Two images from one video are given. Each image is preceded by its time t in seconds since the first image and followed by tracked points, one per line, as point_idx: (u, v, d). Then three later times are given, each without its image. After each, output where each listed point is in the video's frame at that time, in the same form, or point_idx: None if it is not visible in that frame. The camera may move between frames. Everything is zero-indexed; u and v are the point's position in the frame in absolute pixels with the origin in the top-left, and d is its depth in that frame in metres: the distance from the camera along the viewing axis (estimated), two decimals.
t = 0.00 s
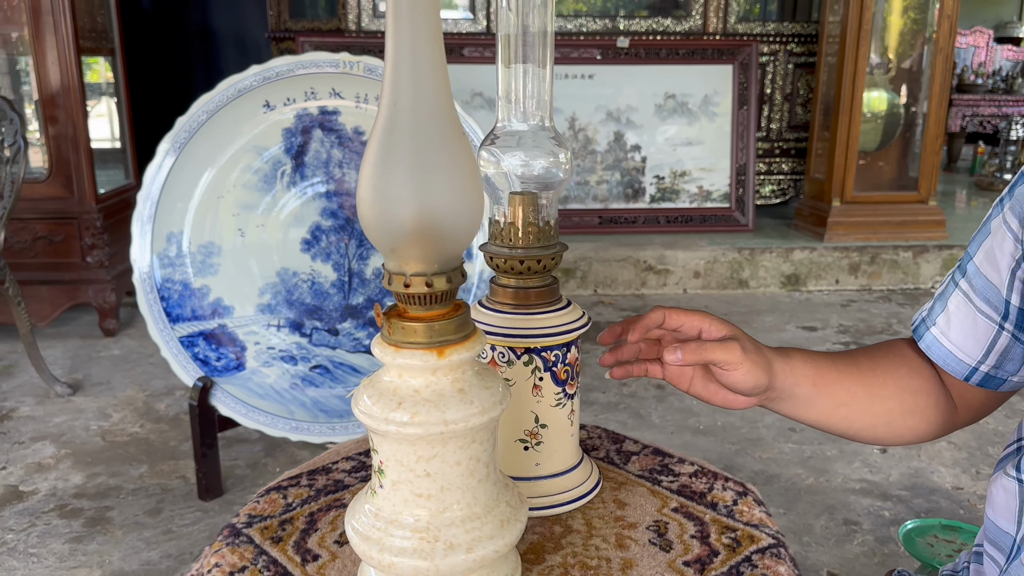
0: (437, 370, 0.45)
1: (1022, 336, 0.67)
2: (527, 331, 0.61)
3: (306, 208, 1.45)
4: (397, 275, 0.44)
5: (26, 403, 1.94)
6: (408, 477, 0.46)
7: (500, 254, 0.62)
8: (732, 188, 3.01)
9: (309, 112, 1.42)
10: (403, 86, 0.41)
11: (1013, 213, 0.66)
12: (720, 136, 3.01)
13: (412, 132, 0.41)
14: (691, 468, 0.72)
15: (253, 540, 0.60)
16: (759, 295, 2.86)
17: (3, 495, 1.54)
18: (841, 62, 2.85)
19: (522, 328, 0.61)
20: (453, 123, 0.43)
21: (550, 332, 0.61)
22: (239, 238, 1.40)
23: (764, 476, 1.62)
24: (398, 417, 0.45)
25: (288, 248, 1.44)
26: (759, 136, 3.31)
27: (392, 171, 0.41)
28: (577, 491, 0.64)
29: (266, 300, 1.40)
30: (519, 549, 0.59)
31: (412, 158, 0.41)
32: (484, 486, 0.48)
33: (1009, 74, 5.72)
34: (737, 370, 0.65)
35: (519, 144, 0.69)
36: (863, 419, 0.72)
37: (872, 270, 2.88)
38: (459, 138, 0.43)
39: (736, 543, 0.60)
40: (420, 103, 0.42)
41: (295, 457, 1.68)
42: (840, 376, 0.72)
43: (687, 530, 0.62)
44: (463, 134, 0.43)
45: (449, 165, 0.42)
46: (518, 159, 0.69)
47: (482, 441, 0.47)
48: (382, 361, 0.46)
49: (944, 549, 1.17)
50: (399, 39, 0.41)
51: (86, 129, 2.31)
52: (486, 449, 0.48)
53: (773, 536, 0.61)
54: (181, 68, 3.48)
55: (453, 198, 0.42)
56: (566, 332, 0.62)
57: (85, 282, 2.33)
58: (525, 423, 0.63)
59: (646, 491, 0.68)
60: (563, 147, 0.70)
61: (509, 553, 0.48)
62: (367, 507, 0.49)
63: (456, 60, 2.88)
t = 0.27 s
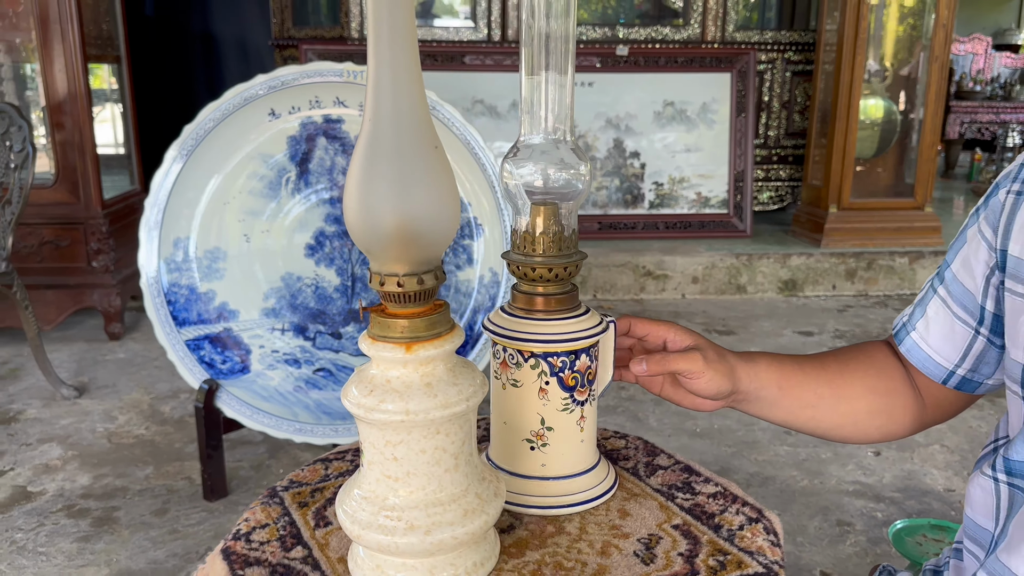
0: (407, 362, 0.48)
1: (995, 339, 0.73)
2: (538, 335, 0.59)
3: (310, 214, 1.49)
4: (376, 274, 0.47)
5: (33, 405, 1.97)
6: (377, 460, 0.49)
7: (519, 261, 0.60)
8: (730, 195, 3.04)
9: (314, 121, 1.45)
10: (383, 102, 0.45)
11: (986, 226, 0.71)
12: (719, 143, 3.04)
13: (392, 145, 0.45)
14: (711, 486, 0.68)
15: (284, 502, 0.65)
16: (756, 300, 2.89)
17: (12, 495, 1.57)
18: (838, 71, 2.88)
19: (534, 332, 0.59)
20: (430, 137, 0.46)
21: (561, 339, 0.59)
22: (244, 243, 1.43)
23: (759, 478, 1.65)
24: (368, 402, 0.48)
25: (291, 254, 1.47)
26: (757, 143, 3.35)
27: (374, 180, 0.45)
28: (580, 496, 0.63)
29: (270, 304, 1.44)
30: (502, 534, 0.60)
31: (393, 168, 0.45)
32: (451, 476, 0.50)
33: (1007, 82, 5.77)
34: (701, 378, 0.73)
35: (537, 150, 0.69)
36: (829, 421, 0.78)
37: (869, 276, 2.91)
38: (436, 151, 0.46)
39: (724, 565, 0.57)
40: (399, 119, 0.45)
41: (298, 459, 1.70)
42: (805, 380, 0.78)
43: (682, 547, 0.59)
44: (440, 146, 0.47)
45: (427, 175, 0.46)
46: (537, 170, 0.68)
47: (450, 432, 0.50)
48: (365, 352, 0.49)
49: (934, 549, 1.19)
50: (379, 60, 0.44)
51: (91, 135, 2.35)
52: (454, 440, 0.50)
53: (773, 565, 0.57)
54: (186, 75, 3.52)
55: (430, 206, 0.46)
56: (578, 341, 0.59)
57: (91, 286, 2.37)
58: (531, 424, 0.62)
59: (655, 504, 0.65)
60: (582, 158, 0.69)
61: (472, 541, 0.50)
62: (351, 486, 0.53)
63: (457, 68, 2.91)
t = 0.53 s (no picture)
0: (397, 350, 0.55)
1: (960, 340, 0.79)
2: (542, 336, 0.63)
3: (318, 220, 1.54)
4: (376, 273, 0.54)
5: (46, 405, 2.02)
6: (373, 437, 0.57)
7: (532, 266, 0.64)
8: (727, 202, 3.09)
9: (321, 130, 1.51)
10: (383, 122, 0.51)
11: (953, 234, 0.77)
12: (716, 151, 3.10)
13: (390, 159, 0.51)
14: (708, 489, 0.70)
15: (319, 472, 0.73)
16: (752, 305, 2.94)
17: (27, 492, 1.62)
18: (832, 81, 2.93)
19: (541, 333, 0.63)
20: (425, 150, 0.52)
21: (562, 339, 0.63)
22: (253, 247, 1.49)
23: (752, 477, 1.70)
24: (365, 383, 0.55)
25: (299, 258, 1.53)
26: (754, 151, 3.40)
27: (374, 188, 0.51)
28: (576, 488, 0.67)
29: (278, 307, 1.49)
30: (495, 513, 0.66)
31: (390, 179, 0.51)
32: (437, 456, 0.57)
33: (1003, 90, 5.84)
34: (675, 385, 0.81)
35: (548, 163, 0.73)
36: (802, 419, 0.85)
37: (863, 281, 2.96)
38: (431, 163, 0.52)
39: (694, 565, 0.59)
40: (396, 136, 0.51)
41: (305, 457, 1.75)
42: (777, 384, 0.85)
43: (661, 545, 0.61)
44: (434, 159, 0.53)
45: (423, 183, 0.51)
46: (548, 181, 0.72)
47: (435, 417, 0.56)
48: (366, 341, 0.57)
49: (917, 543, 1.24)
50: (379, 85, 0.50)
51: (102, 143, 2.40)
52: (439, 424, 0.56)
53: (745, 569, 0.58)
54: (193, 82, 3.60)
55: (425, 211, 0.51)
56: (578, 342, 0.63)
57: (101, 290, 2.42)
58: (534, 418, 0.66)
59: (649, 503, 0.68)
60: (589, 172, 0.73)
61: (452, 514, 0.57)
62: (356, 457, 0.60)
63: (459, 77, 2.97)
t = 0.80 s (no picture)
0: (402, 346, 0.60)
1: (939, 343, 0.84)
2: (545, 338, 0.67)
3: (326, 227, 1.59)
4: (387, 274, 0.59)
5: (58, 407, 2.06)
6: (380, 425, 0.62)
7: (541, 272, 0.67)
8: (726, 209, 3.14)
9: (329, 140, 1.56)
10: (392, 137, 0.56)
11: (931, 242, 0.84)
12: (714, 158, 3.15)
13: (399, 171, 0.55)
14: (703, 489, 0.73)
15: (347, 455, 0.79)
16: (751, 310, 2.98)
17: (43, 491, 1.67)
18: (829, 90, 2.98)
19: (548, 335, 0.67)
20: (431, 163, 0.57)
21: (562, 342, 0.66)
22: (263, 253, 1.53)
23: (748, 478, 1.74)
24: (374, 375, 0.61)
25: (308, 264, 1.57)
26: (753, 158, 3.45)
27: (384, 197, 0.55)
28: (573, 483, 0.70)
29: (287, 311, 1.54)
30: (497, 501, 0.70)
31: (400, 189, 0.55)
32: (437, 444, 0.62)
33: (1001, 98, 5.89)
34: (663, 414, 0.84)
35: (555, 176, 0.78)
36: (785, 426, 0.87)
37: (860, 287, 3.00)
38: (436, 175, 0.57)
39: (675, 559, 0.62)
40: (406, 150, 0.56)
41: (313, 458, 1.80)
42: (761, 395, 0.87)
43: (647, 539, 0.65)
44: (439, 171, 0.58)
45: (429, 193, 0.56)
46: (555, 195, 0.76)
47: (436, 409, 0.61)
48: (377, 337, 0.62)
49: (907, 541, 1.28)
50: (389, 104, 0.55)
51: (113, 151, 2.46)
52: (439, 415, 0.61)
53: (724, 565, 0.61)
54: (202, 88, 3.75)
55: (430, 219, 0.56)
56: (577, 345, 0.66)
57: (111, 295, 2.47)
58: (537, 415, 0.70)
59: (644, 500, 0.71)
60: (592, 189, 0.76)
61: (449, 499, 0.62)
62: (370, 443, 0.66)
63: (462, 86, 3.02)
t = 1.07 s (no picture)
0: (414, 347, 0.65)
1: (924, 347, 0.88)
2: (549, 341, 0.72)
3: (334, 235, 1.63)
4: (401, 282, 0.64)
5: (71, 411, 2.11)
6: (393, 421, 0.66)
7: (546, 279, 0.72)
8: (725, 216, 3.18)
9: (338, 150, 1.60)
10: (407, 155, 0.60)
11: (914, 252, 0.88)
12: (713, 167, 3.20)
13: (413, 186, 0.60)
14: (695, 484, 0.77)
15: (364, 449, 0.83)
16: (750, 316, 3.02)
17: (58, 492, 1.71)
18: (826, 100, 3.03)
19: (552, 339, 0.72)
20: (442, 179, 0.62)
21: (565, 345, 0.71)
22: (273, 261, 1.58)
23: (746, 480, 1.79)
24: (388, 375, 0.65)
25: (316, 271, 1.62)
26: (751, 167, 3.50)
27: (399, 211, 0.60)
28: (574, 479, 0.75)
29: (296, 316, 1.58)
30: (503, 494, 0.75)
31: (413, 202, 0.60)
32: (447, 439, 0.66)
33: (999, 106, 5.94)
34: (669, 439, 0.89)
35: (558, 190, 0.81)
36: (789, 442, 0.92)
37: (857, 294, 3.04)
38: (447, 190, 0.62)
39: (668, 548, 0.66)
40: (419, 167, 0.61)
41: (320, 460, 1.84)
42: (764, 413, 0.91)
43: (643, 529, 0.69)
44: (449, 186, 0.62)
45: (440, 207, 0.61)
46: (557, 206, 0.79)
47: (445, 406, 0.65)
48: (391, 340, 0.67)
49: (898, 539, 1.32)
50: (404, 124, 0.60)
51: (124, 159, 2.51)
52: (448, 412, 0.66)
53: (714, 554, 0.65)
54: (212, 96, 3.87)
55: (441, 230, 0.61)
56: (578, 348, 0.71)
57: (121, 301, 2.52)
58: (541, 414, 0.75)
59: (641, 494, 0.75)
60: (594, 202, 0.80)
61: (458, 490, 0.66)
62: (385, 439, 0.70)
63: (465, 95, 3.07)
